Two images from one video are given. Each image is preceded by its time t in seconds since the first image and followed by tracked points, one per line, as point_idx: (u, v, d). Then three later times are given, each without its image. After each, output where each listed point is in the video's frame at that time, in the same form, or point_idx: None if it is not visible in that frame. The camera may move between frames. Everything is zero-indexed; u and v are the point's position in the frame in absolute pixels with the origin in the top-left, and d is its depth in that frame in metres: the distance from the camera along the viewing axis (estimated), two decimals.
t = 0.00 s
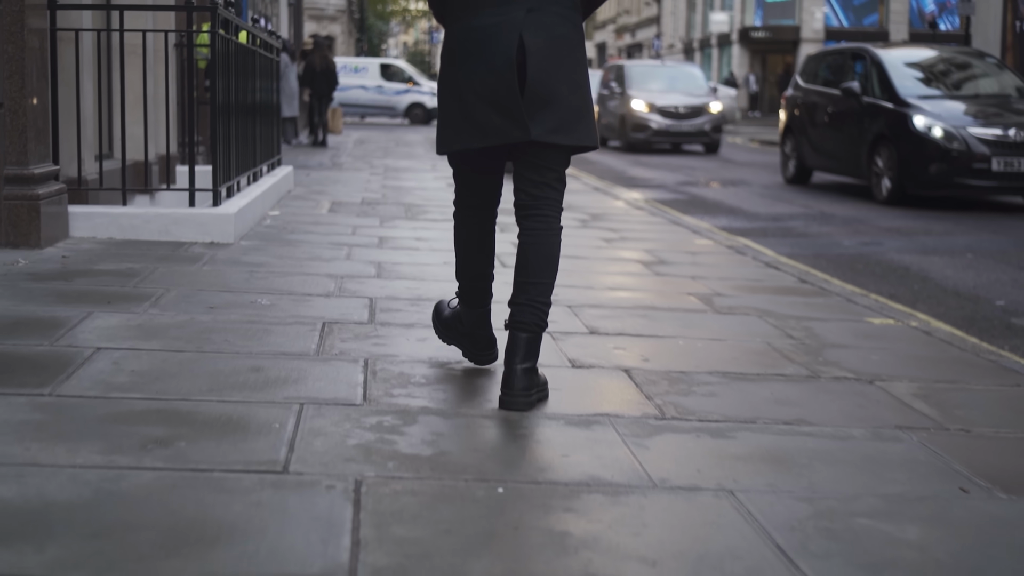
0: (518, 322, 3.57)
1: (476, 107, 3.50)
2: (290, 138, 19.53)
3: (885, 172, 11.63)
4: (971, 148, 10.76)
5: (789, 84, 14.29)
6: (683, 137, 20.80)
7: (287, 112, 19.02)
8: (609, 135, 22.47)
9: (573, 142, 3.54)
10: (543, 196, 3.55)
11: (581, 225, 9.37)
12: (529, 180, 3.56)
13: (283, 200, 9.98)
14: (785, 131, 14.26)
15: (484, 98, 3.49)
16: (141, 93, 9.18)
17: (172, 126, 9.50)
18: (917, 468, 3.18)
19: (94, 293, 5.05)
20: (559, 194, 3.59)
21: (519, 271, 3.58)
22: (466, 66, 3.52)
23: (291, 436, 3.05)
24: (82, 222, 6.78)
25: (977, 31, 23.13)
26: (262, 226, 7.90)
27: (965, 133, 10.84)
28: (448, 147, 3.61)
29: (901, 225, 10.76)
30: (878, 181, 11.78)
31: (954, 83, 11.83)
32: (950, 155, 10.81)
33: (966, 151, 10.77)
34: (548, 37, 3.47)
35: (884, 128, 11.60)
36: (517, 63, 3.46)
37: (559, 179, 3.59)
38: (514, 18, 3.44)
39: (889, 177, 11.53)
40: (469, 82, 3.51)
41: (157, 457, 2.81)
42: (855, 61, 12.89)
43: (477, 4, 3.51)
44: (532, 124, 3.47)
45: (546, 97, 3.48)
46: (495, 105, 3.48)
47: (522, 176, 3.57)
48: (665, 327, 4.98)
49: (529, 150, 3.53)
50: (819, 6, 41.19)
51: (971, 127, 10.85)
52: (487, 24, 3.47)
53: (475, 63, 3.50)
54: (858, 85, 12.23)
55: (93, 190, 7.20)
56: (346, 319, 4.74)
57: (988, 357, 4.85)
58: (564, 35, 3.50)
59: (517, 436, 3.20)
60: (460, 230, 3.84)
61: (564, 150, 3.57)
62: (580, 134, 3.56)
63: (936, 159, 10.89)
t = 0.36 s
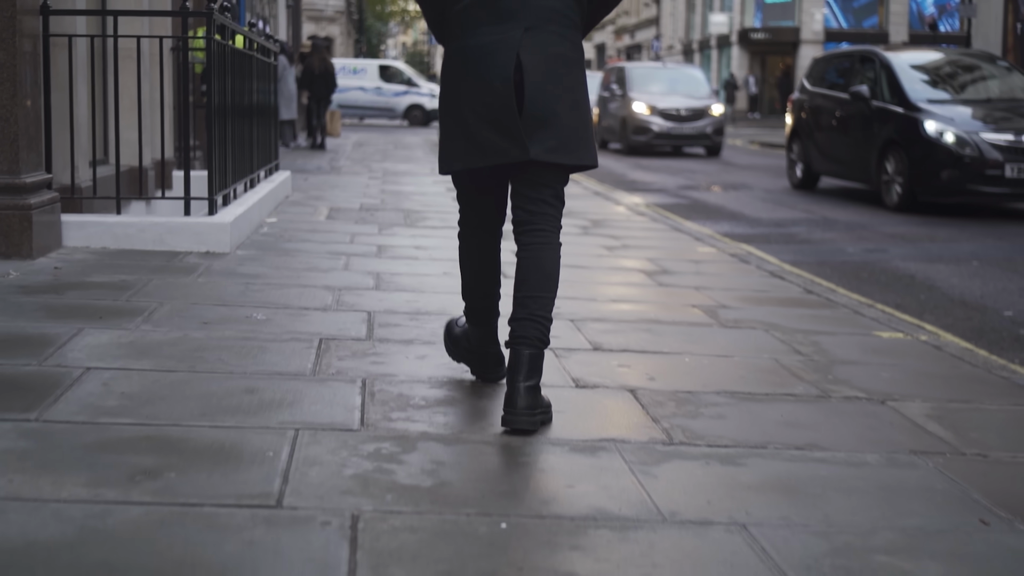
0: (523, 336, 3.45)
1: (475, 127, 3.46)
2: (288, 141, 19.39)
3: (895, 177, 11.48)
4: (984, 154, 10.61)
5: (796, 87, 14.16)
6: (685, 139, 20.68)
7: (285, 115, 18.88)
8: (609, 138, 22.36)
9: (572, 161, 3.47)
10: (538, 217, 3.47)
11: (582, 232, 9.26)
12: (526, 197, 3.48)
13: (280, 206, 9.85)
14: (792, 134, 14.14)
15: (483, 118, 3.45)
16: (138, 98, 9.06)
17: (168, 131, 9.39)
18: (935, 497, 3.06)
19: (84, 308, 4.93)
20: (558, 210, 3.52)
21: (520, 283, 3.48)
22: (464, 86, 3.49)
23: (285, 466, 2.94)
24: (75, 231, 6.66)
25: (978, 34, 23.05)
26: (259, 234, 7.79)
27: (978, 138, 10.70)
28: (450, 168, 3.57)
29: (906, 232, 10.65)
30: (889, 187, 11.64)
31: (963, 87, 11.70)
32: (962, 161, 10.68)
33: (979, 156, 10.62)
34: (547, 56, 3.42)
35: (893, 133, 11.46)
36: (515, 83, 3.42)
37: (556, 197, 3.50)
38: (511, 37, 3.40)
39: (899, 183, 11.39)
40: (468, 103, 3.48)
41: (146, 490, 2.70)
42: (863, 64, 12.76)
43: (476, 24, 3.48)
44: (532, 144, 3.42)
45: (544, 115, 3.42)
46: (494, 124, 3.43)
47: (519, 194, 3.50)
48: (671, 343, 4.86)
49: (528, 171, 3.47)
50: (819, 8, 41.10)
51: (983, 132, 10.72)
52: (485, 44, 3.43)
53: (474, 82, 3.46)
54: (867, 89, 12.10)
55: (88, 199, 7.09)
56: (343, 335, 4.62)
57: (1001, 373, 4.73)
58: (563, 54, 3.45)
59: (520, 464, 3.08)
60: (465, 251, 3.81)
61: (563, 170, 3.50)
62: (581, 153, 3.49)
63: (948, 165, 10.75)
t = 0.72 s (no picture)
0: (528, 341, 3.51)
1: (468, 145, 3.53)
2: (286, 144, 19.27)
3: (905, 185, 11.34)
4: (997, 161, 10.49)
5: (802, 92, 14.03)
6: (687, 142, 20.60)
7: (283, 118, 18.76)
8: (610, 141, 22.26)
9: (565, 181, 3.53)
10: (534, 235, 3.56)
11: (582, 240, 9.16)
12: (524, 217, 3.58)
13: (277, 213, 9.76)
14: (798, 140, 14.02)
15: (476, 136, 3.53)
16: (134, 105, 8.95)
17: (164, 138, 9.28)
18: (951, 532, 2.96)
19: (75, 325, 4.83)
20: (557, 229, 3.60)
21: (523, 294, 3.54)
22: (457, 103, 3.56)
23: (278, 500, 2.83)
24: (68, 242, 6.55)
25: (979, 38, 22.94)
26: (255, 244, 7.68)
27: (990, 145, 10.58)
28: (443, 185, 3.63)
29: (908, 239, 10.56)
30: (899, 195, 11.50)
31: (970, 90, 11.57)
32: (975, 169, 10.54)
33: (991, 164, 10.50)
34: (538, 74, 3.50)
35: (903, 139, 11.32)
36: (507, 101, 3.50)
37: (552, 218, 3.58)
38: (503, 54, 3.48)
39: (909, 190, 11.25)
40: (461, 120, 3.55)
41: (132, 529, 2.60)
42: (872, 68, 12.62)
43: (469, 41, 3.56)
44: (523, 162, 3.48)
45: (536, 134, 3.49)
46: (486, 141, 3.51)
47: (518, 212, 3.59)
48: (674, 361, 4.76)
49: (528, 195, 3.56)
50: (819, 9, 40.97)
51: (996, 139, 10.59)
52: (478, 60, 3.51)
53: (467, 99, 3.54)
54: (875, 94, 11.97)
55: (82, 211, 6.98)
56: (340, 354, 4.51)
57: (1012, 392, 4.63)
58: (554, 72, 3.53)
59: (521, 497, 2.98)
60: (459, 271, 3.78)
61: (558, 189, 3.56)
62: (573, 172, 3.55)
63: (960, 172, 10.61)
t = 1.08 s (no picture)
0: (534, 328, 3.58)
1: (459, 159, 3.59)
2: (286, 148, 19.15)
3: (918, 193, 11.16)
4: (1012, 168, 10.30)
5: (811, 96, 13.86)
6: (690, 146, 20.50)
7: (283, 123, 18.63)
8: (613, 144, 22.14)
9: (555, 197, 3.61)
10: (533, 243, 3.73)
11: (584, 249, 9.05)
12: (528, 228, 3.72)
13: (276, 222, 9.65)
14: (807, 145, 13.85)
15: (467, 150, 3.59)
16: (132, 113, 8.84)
17: (162, 145, 9.17)
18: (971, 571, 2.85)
19: (65, 345, 4.72)
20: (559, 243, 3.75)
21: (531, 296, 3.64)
22: (449, 116, 3.62)
23: (272, 541, 2.73)
24: (62, 255, 6.44)
25: (982, 41, 22.81)
26: (253, 255, 7.57)
27: (1005, 151, 10.39)
28: (433, 199, 3.69)
29: (913, 247, 10.47)
30: (911, 203, 11.32)
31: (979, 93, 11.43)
32: (989, 176, 10.35)
33: (1006, 171, 10.31)
34: (532, 91, 3.57)
35: (916, 145, 11.15)
36: (500, 116, 3.57)
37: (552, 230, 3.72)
38: (497, 70, 3.55)
39: (922, 198, 11.07)
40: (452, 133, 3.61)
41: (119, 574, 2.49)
42: (883, 73, 12.43)
43: (463, 55, 3.62)
44: (513, 178, 3.56)
45: (527, 151, 3.56)
46: (477, 155, 3.58)
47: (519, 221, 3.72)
48: (680, 382, 4.66)
49: (534, 214, 3.69)
50: (820, 11, 40.85)
51: (1010, 145, 10.42)
52: (472, 75, 3.57)
53: (459, 113, 3.60)
54: (886, 99, 11.79)
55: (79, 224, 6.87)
56: (337, 376, 4.40)
57: None
58: (547, 89, 3.59)
59: (524, 536, 2.87)
60: (459, 288, 3.77)
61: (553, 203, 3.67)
62: (563, 189, 3.63)
63: (974, 180, 10.43)
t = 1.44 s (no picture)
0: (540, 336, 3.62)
1: (454, 175, 3.58)
2: (286, 152, 19.04)
3: (930, 201, 10.94)
4: None
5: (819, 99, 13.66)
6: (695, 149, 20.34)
7: (283, 126, 18.51)
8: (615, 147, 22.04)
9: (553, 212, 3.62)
10: (532, 249, 3.73)
11: (587, 259, 8.94)
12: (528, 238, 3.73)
13: (275, 231, 9.55)
14: (816, 150, 13.65)
15: (464, 165, 3.58)
16: (130, 121, 8.73)
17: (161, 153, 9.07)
18: None
19: (58, 366, 4.61)
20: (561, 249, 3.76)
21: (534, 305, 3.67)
22: (446, 131, 3.60)
23: None
24: (58, 269, 6.34)
25: (985, 44, 22.68)
26: (251, 267, 7.46)
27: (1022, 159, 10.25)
28: (428, 214, 3.68)
29: (918, 255, 10.37)
30: (923, 211, 11.08)
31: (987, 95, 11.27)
32: (1006, 184, 10.21)
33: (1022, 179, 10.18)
34: (530, 108, 3.56)
35: (929, 152, 10.94)
36: (498, 132, 3.57)
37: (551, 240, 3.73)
38: (495, 86, 3.54)
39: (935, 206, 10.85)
40: (448, 148, 3.60)
41: None
42: (893, 76, 12.22)
43: (460, 71, 3.60)
44: (508, 194, 3.57)
45: (525, 167, 3.56)
46: (474, 173, 3.57)
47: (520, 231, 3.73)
48: (688, 403, 4.55)
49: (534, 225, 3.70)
50: (821, 12, 40.71)
51: None
52: (470, 91, 3.56)
53: (455, 129, 3.58)
54: (899, 104, 11.57)
55: (75, 236, 6.76)
56: (336, 400, 4.29)
57: None
58: (546, 106, 3.59)
59: None
60: (460, 306, 3.70)
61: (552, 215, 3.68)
62: (558, 205, 3.63)
63: (990, 188, 10.26)
